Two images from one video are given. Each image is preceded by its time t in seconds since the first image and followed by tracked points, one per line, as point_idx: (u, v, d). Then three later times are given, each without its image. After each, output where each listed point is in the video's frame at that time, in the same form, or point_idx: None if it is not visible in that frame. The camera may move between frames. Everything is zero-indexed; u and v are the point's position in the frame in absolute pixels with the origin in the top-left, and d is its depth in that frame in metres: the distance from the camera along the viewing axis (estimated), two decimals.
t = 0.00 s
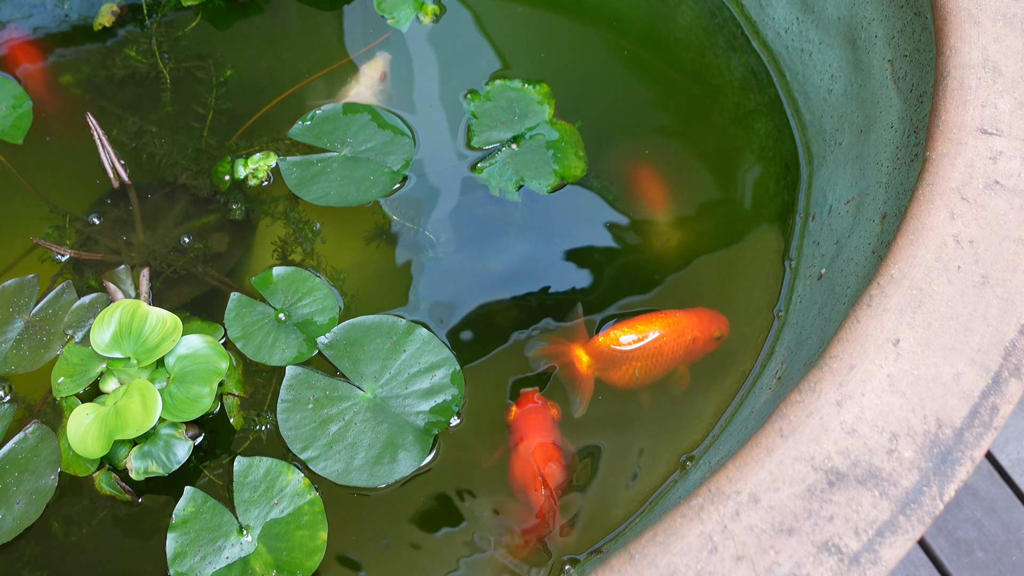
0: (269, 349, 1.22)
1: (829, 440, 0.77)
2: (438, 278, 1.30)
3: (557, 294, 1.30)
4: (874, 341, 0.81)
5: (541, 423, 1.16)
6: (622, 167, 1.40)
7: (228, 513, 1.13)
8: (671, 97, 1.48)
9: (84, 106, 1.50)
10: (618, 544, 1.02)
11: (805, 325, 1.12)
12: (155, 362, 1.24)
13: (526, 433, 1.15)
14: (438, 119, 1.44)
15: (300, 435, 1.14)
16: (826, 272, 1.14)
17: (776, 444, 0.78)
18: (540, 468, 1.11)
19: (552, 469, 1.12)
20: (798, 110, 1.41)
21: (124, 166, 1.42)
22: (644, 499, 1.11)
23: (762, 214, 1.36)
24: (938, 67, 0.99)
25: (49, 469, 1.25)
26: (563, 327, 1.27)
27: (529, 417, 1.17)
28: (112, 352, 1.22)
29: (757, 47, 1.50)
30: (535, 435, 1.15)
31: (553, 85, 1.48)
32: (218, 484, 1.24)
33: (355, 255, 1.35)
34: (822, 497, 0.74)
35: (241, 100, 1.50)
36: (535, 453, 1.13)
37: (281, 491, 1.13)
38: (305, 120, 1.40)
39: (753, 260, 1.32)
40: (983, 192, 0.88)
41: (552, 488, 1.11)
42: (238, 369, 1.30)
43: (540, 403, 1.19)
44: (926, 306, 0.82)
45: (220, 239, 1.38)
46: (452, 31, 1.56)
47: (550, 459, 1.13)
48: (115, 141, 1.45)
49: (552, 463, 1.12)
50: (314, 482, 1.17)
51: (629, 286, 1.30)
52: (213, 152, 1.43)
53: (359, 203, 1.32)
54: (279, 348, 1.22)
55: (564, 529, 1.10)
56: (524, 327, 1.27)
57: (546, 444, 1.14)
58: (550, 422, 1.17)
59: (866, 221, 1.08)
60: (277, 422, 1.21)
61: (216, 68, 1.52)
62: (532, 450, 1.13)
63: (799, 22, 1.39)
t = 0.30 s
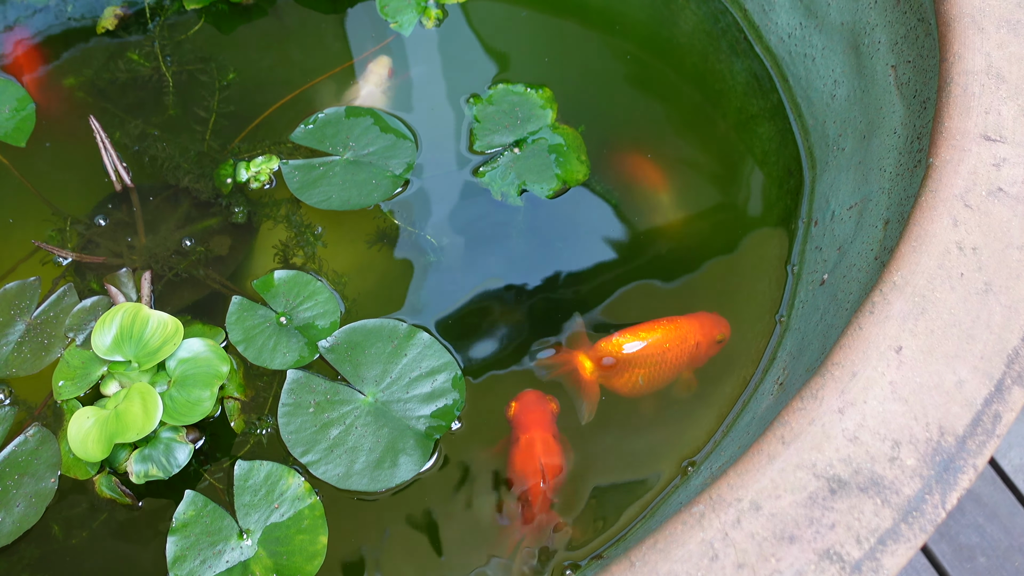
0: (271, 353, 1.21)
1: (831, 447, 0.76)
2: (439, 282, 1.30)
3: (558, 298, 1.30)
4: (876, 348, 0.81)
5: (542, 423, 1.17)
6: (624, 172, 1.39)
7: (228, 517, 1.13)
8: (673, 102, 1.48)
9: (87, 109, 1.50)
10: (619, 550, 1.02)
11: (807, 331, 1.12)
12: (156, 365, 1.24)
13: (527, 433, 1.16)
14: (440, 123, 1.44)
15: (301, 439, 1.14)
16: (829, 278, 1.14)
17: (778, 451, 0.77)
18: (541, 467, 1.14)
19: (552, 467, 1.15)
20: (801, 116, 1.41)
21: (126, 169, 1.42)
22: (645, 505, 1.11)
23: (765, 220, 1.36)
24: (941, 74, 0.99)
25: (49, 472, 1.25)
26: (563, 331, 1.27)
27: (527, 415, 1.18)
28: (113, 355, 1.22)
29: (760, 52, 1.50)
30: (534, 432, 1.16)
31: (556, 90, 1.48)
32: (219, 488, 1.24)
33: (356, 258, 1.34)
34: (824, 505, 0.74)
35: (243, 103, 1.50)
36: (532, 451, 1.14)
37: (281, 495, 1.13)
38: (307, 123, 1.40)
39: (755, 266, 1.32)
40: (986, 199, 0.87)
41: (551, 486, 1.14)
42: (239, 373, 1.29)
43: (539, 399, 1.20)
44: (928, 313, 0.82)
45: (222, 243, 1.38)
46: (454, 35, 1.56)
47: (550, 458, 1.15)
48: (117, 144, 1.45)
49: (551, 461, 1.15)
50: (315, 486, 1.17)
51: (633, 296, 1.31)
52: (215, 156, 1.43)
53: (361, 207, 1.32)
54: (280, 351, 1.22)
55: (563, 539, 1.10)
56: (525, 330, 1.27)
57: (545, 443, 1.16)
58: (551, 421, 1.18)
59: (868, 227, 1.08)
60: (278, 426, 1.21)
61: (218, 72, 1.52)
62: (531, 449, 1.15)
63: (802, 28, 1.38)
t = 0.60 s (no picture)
0: (273, 355, 1.21)
1: (834, 452, 0.76)
2: (442, 284, 1.30)
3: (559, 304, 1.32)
4: (880, 354, 0.81)
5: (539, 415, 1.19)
6: (627, 175, 1.40)
7: (230, 519, 1.13)
8: (677, 106, 1.48)
9: (90, 109, 1.50)
10: (621, 554, 1.01)
11: (810, 336, 1.11)
12: (159, 367, 1.24)
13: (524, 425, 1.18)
14: (444, 125, 1.44)
15: (303, 442, 1.13)
16: (832, 282, 1.13)
17: (781, 456, 0.77)
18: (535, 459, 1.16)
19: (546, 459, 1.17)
20: (805, 120, 1.40)
21: (129, 170, 1.42)
22: (648, 509, 1.09)
23: (768, 223, 1.36)
24: (947, 79, 0.98)
25: (51, 473, 1.26)
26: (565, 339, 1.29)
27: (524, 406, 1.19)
28: (115, 356, 1.22)
29: (764, 56, 1.50)
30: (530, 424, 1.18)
31: (560, 93, 1.47)
32: (221, 489, 1.23)
33: (358, 261, 1.34)
34: (826, 510, 0.73)
35: (246, 104, 1.49)
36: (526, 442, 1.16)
37: (283, 497, 1.14)
38: (311, 125, 1.40)
39: (758, 269, 1.31)
40: (991, 204, 0.87)
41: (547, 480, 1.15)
42: (241, 375, 1.29)
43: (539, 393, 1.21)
44: (932, 319, 0.82)
45: (224, 244, 1.38)
46: (459, 38, 1.56)
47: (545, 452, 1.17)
48: (120, 145, 1.45)
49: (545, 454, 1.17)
50: (317, 489, 1.17)
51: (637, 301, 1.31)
52: (219, 157, 1.43)
53: (364, 209, 1.32)
54: (282, 353, 1.22)
55: (562, 543, 1.09)
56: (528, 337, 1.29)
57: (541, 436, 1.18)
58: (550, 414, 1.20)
59: (872, 232, 1.08)
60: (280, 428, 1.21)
61: (222, 73, 1.52)
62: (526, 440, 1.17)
63: (807, 31, 1.38)
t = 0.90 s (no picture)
0: (276, 355, 1.22)
1: (837, 457, 0.76)
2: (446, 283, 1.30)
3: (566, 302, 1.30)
4: (884, 358, 0.81)
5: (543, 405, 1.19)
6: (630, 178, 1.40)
7: (232, 518, 1.14)
8: (682, 109, 1.48)
9: (96, 108, 1.50)
10: (624, 558, 1.01)
11: (813, 340, 1.12)
12: (162, 366, 1.24)
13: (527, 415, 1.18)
14: (449, 127, 1.44)
15: (305, 442, 1.14)
16: (836, 287, 1.13)
17: (783, 460, 0.77)
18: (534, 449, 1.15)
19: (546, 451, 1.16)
20: (810, 124, 1.40)
21: (135, 169, 1.43)
22: (651, 512, 1.09)
23: (773, 227, 1.35)
24: (952, 84, 0.98)
25: (53, 472, 1.26)
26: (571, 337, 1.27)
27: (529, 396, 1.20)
28: (119, 355, 1.23)
29: (770, 60, 1.50)
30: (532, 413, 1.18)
31: (565, 96, 1.48)
32: (223, 489, 1.23)
33: (363, 262, 1.34)
34: (829, 515, 0.73)
35: (251, 105, 1.49)
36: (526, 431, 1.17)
37: (286, 497, 1.14)
38: (315, 126, 1.40)
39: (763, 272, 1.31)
40: (996, 210, 0.87)
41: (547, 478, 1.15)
42: (245, 375, 1.29)
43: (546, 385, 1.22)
44: (936, 324, 0.82)
45: (229, 244, 1.38)
46: (463, 40, 1.56)
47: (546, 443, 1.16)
48: (125, 144, 1.45)
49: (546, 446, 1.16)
50: (319, 489, 1.17)
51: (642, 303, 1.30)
52: (223, 157, 1.43)
53: (368, 209, 1.32)
54: (286, 353, 1.22)
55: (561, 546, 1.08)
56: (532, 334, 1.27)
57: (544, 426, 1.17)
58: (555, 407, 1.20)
59: (877, 237, 1.07)
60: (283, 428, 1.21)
61: (228, 73, 1.51)
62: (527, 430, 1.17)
63: (813, 36, 1.38)
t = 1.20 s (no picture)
0: (281, 351, 1.22)
1: (840, 463, 0.76)
2: (452, 285, 1.30)
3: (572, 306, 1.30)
4: (888, 365, 0.81)
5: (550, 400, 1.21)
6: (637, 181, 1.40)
7: (233, 514, 1.15)
8: (690, 114, 1.47)
9: (105, 103, 1.51)
10: (626, 561, 1.01)
11: (817, 346, 1.12)
12: (167, 360, 1.25)
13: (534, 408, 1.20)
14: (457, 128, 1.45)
15: (309, 439, 1.14)
16: (842, 293, 1.13)
17: (786, 465, 0.77)
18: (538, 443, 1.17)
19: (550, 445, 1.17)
20: (818, 130, 1.40)
21: (142, 164, 1.43)
22: (653, 514, 1.09)
23: (779, 230, 1.34)
24: (961, 92, 0.98)
25: (57, 463, 1.28)
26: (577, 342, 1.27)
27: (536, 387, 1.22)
28: (124, 349, 1.24)
29: (778, 66, 1.50)
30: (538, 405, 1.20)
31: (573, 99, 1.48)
32: (225, 484, 1.24)
33: (369, 260, 1.34)
34: (830, 521, 0.73)
35: (260, 102, 1.50)
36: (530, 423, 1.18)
37: (287, 494, 1.15)
38: (324, 124, 1.41)
39: (769, 277, 1.30)
40: (1003, 219, 0.87)
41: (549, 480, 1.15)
42: (249, 370, 1.30)
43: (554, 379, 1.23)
44: (941, 332, 0.82)
45: (236, 241, 1.39)
46: (473, 40, 1.57)
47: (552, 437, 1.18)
48: (134, 139, 1.46)
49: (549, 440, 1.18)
50: (321, 486, 1.18)
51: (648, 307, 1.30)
52: (231, 153, 1.44)
53: (375, 209, 1.33)
54: (290, 350, 1.23)
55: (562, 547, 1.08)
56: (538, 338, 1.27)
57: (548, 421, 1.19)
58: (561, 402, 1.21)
59: (883, 244, 1.08)
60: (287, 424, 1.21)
61: (237, 70, 1.52)
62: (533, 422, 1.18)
63: (822, 42, 1.38)
